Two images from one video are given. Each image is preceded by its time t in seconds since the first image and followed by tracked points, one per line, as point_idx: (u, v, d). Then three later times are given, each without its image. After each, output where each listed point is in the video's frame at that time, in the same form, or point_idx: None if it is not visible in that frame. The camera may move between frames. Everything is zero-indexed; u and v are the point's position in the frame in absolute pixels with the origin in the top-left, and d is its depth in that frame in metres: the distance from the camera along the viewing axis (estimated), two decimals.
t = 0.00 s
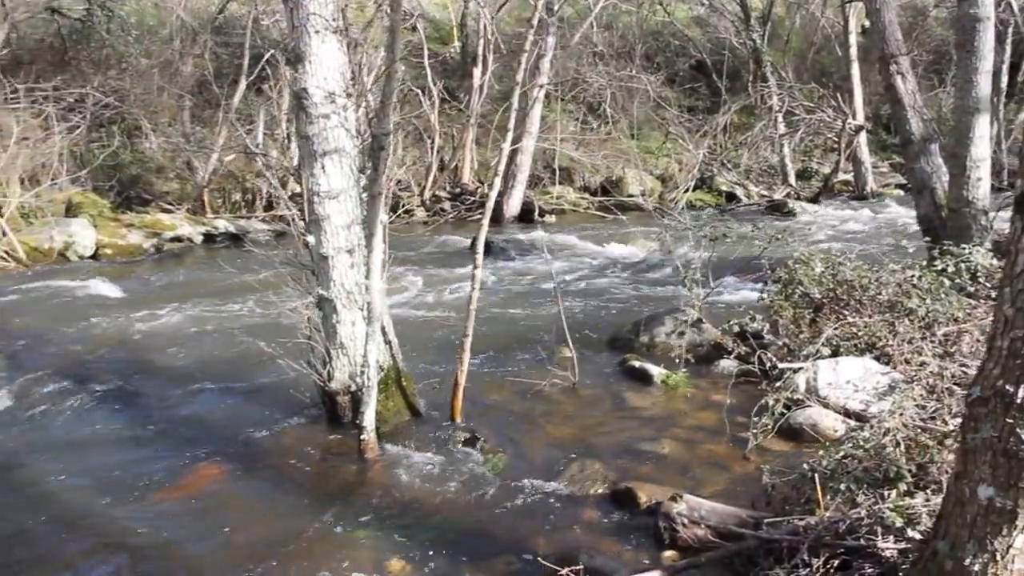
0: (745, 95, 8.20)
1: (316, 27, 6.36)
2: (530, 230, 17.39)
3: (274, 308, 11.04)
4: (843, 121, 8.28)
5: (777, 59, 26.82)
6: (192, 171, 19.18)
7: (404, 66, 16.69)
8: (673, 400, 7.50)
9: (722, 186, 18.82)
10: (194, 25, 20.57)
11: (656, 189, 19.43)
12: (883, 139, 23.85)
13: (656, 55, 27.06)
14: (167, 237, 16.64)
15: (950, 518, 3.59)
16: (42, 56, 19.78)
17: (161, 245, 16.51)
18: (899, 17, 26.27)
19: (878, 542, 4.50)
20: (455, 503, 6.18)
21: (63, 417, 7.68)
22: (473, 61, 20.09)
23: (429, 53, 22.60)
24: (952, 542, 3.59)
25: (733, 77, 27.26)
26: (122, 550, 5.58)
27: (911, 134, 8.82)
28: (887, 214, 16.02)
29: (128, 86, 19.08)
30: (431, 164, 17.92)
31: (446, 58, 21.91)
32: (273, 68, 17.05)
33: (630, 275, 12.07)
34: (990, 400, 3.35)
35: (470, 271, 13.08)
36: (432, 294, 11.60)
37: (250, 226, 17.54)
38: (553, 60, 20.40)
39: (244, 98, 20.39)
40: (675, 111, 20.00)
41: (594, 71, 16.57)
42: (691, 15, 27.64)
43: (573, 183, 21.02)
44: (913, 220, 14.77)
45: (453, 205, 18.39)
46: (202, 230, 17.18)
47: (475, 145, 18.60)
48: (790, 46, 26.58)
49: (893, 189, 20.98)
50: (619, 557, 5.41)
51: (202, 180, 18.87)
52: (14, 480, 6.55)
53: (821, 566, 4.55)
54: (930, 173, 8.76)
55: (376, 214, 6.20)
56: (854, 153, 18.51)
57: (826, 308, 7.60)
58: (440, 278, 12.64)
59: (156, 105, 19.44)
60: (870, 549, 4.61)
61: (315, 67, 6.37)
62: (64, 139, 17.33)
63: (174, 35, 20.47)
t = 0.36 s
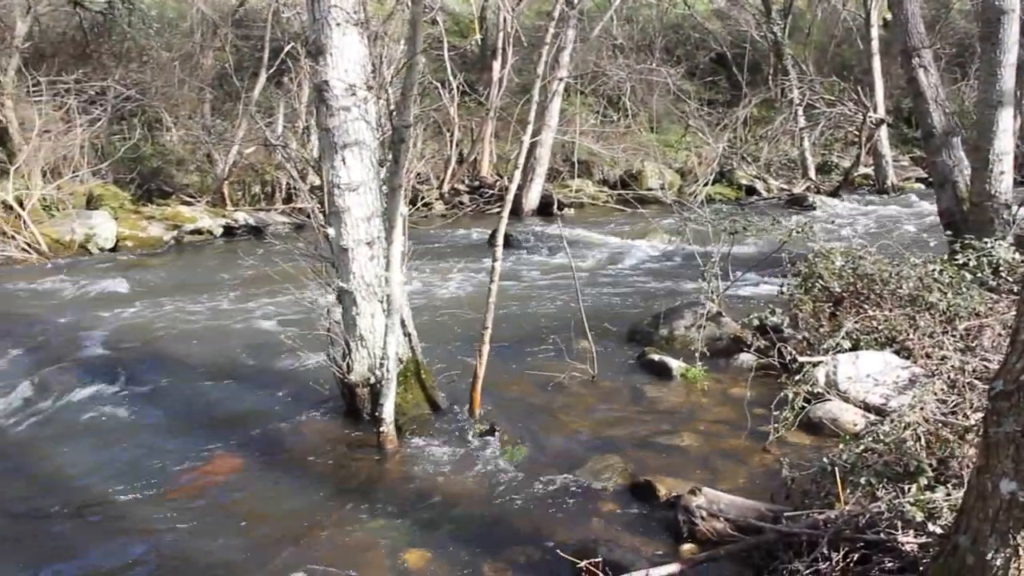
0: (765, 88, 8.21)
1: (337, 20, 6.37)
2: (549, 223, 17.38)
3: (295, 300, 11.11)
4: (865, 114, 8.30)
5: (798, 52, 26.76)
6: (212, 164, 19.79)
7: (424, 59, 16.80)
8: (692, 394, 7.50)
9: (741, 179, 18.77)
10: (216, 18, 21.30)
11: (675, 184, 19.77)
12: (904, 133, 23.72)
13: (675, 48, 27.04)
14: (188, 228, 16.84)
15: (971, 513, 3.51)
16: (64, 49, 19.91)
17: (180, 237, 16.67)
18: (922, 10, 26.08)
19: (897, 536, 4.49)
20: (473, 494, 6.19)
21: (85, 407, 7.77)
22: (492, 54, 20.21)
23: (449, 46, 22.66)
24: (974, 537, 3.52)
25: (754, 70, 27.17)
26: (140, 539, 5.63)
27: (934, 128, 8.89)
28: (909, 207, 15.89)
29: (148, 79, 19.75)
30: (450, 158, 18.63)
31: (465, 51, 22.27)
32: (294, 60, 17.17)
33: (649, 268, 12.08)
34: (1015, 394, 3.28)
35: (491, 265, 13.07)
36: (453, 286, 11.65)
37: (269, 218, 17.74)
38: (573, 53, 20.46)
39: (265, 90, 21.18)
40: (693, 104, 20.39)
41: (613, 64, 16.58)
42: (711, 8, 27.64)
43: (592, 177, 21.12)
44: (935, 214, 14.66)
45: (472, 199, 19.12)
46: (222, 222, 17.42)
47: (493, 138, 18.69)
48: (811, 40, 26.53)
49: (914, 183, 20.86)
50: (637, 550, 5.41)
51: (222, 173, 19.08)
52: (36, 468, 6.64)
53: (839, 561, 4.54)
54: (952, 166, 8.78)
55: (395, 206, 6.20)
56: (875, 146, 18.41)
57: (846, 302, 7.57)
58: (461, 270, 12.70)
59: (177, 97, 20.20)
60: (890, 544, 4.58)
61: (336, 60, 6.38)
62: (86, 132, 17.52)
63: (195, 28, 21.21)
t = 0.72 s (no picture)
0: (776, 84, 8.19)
1: (348, 16, 6.37)
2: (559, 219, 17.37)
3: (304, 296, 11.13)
4: (876, 110, 8.32)
5: (809, 49, 26.69)
6: (223, 159, 19.72)
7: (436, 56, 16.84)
8: (702, 390, 7.49)
9: (752, 176, 18.73)
10: (226, 14, 21.41)
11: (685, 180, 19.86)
12: (916, 129, 23.62)
13: (686, 45, 27.00)
14: (199, 224, 16.94)
15: (984, 511, 3.49)
16: (76, 46, 20.03)
17: (191, 233, 16.71)
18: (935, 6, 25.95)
19: (909, 534, 4.47)
20: (484, 491, 6.20)
21: (96, 403, 7.79)
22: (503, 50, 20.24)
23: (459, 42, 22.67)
24: (986, 535, 3.50)
25: (765, 66, 27.12)
26: (153, 535, 5.65)
27: (946, 124, 8.88)
28: (920, 204, 15.84)
29: (160, 76, 19.83)
30: (461, 154, 18.57)
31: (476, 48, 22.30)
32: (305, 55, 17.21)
33: (660, 264, 12.08)
34: None
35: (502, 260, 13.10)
36: (463, 282, 11.67)
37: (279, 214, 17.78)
38: (584, 50, 20.46)
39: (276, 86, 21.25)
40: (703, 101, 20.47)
41: (624, 60, 16.58)
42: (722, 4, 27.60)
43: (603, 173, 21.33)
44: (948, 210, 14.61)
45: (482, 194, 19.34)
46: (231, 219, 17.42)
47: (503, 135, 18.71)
48: (823, 36, 26.45)
49: (925, 180, 20.79)
50: (648, 546, 5.41)
51: (232, 169, 19.23)
52: (49, 465, 6.66)
53: (851, 559, 4.54)
54: (965, 163, 8.77)
55: (406, 202, 6.20)
56: (886, 143, 18.35)
57: (858, 299, 7.56)
58: (472, 266, 12.71)
59: (188, 93, 20.36)
60: (901, 542, 4.57)
61: (347, 56, 6.38)
62: (97, 128, 17.55)
63: (206, 24, 21.38)
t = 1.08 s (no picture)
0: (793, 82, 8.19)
1: (365, 15, 6.38)
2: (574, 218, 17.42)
3: (320, 294, 11.16)
4: (894, 108, 8.27)
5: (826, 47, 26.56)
6: (239, 158, 20.22)
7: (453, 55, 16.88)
8: (719, 390, 7.47)
9: (768, 175, 18.68)
10: (243, 13, 21.49)
11: (701, 179, 20.03)
12: (935, 128, 23.46)
13: (702, 43, 26.94)
14: (216, 222, 17.09)
15: (1006, 513, 3.46)
16: (95, 45, 19.99)
17: (208, 232, 16.86)
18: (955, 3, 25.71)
19: (928, 535, 4.43)
20: (500, 489, 6.20)
21: (115, 399, 7.85)
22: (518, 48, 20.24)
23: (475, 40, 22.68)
24: (1008, 538, 3.46)
25: (781, 63, 26.99)
26: (170, 532, 5.68)
27: (965, 123, 8.82)
28: (938, 203, 15.73)
29: (177, 75, 19.89)
30: (477, 152, 18.65)
31: (492, 46, 22.34)
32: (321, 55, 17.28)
33: (675, 262, 12.09)
34: None
35: (517, 257, 13.23)
36: (478, 280, 11.69)
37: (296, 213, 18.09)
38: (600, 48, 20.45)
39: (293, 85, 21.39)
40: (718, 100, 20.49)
41: (640, 59, 16.57)
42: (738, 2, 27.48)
43: (618, 171, 21.63)
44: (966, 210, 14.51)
45: (498, 193, 19.74)
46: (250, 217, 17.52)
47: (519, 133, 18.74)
48: (840, 34, 26.33)
49: (942, 179, 20.66)
50: (664, 545, 5.40)
51: (249, 167, 19.94)
52: (68, 460, 6.72)
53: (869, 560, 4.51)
54: (984, 162, 8.72)
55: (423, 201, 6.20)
56: (904, 142, 18.23)
57: (875, 298, 7.51)
58: (488, 264, 12.75)
59: (206, 93, 20.25)
60: (919, 544, 4.54)
61: (364, 54, 6.39)
62: (115, 126, 17.48)
63: (223, 23, 21.46)
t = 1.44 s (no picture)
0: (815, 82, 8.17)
1: (386, 13, 6.39)
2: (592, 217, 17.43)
3: (339, 292, 11.21)
4: (917, 109, 8.22)
5: (848, 47, 26.41)
6: (259, 156, 20.35)
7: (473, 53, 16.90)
8: (738, 391, 7.44)
9: (788, 175, 18.60)
10: (264, 12, 21.62)
11: (720, 179, 20.02)
12: (957, 129, 23.26)
13: (722, 43, 26.86)
14: (236, 220, 17.37)
15: None
16: (117, 43, 20.31)
17: (227, 228, 17.17)
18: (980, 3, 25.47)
19: (947, 540, 4.38)
20: (516, 487, 6.21)
21: (135, 394, 7.92)
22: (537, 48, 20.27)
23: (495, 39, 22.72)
24: None
25: (802, 63, 26.86)
26: (189, 527, 5.72)
27: (990, 124, 8.74)
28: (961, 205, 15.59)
29: (198, 73, 20.07)
30: (495, 151, 18.72)
31: (512, 45, 22.38)
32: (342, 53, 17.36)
33: (694, 263, 12.06)
34: None
35: (536, 256, 13.24)
36: (497, 279, 11.71)
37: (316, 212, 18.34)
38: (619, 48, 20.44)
39: (313, 83, 21.53)
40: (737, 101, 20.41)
41: (659, 59, 16.54)
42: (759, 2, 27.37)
43: (637, 171, 21.29)
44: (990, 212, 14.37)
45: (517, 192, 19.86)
46: (268, 214, 17.96)
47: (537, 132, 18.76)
48: (862, 34, 26.18)
49: (965, 181, 20.48)
50: (681, 546, 5.38)
51: (268, 165, 20.04)
52: (89, 455, 6.78)
53: (887, 563, 4.48)
54: (1008, 163, 8.64)
55: (442, 199, 6.21)
56: (925, 143, 18.09)
57: (896, 300, 7.45)
58: (507, 263, 12.77)
59: (227, 91, 20.67)
60: (939, 548, 4.50)
61: (385, 53, 6.40)
62: (136, 125, 17.47)
63: (244, 21, 21.61)
